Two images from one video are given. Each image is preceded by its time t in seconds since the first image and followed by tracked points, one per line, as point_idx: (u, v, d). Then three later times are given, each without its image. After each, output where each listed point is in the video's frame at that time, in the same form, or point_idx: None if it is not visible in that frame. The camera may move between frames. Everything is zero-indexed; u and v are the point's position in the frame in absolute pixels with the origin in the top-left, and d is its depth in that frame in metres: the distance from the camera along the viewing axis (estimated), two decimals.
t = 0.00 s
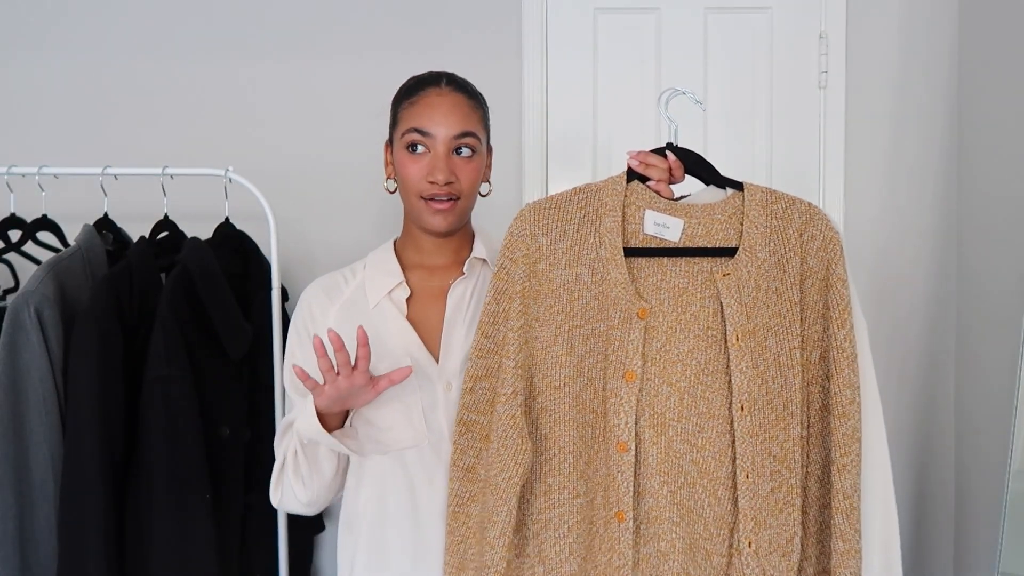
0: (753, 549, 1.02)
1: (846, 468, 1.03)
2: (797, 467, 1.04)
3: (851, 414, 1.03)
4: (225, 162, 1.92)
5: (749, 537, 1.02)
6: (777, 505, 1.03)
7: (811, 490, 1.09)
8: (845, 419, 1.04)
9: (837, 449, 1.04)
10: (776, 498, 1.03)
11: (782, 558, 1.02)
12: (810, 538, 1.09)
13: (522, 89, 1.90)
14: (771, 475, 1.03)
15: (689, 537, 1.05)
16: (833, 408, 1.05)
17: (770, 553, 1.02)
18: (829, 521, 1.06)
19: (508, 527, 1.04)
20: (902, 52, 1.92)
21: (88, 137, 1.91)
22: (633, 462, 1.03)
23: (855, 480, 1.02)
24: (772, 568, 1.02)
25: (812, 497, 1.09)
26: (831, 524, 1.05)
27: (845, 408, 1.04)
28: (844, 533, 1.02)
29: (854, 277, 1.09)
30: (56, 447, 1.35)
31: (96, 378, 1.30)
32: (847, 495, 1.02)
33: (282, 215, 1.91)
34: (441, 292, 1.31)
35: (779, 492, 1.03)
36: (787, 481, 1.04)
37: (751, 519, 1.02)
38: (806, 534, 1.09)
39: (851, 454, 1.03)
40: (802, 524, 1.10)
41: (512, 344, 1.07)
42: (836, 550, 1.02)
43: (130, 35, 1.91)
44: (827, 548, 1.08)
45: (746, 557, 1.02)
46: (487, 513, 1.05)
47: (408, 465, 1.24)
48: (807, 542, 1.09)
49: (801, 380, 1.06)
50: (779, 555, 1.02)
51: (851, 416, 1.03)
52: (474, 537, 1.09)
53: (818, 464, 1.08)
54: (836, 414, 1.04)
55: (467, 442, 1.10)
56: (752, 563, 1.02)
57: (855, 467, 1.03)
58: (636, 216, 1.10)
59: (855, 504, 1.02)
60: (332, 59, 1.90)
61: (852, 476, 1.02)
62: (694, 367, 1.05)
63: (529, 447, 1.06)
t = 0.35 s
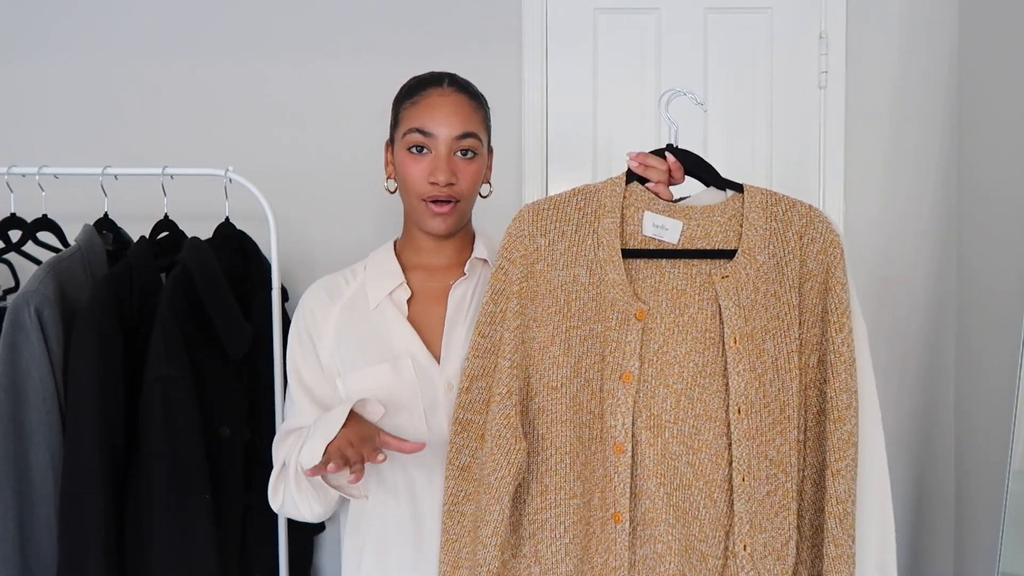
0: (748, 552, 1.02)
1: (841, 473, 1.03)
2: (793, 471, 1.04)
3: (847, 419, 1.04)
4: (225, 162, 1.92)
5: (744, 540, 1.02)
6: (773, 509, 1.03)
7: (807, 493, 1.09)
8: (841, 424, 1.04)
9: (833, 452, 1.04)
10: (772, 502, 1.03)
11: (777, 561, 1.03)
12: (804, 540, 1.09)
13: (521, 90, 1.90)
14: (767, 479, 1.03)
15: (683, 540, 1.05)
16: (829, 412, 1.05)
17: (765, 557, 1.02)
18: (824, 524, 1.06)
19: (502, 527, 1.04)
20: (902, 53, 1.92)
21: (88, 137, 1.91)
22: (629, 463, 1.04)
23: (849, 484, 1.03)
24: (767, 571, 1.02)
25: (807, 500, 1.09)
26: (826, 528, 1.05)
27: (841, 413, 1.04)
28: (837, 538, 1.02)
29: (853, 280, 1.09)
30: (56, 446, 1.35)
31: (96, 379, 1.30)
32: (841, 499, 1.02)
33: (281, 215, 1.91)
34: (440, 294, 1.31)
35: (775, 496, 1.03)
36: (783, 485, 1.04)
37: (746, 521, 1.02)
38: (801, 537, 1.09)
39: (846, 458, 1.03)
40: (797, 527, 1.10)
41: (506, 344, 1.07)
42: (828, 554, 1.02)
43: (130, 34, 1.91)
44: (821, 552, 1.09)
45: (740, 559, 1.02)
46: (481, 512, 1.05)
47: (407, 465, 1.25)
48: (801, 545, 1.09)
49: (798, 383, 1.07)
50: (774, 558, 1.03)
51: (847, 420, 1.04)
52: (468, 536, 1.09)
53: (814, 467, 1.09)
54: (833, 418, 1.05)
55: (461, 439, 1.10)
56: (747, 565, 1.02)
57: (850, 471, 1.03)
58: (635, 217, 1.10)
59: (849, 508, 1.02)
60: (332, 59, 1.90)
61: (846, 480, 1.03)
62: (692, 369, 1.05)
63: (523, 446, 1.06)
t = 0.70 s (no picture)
0: (752, 550, 1.02)
1: (846, 471, 1.03)
2: (797, 469, 1.04)
3: (852, 417, 1.04)
4: (225, 162, 1.92)
5: (749, 538, 1.02)
6: (777, 507, 1.03)
7: (811, 491, 1.09)
8: (845, 422, 1.04)
9: (837, 451, 1.04)
10: (776, 500, 1.03)
11: (781, 559, 1.03)
12: (809, 538, 1.09)
13: (522, 90, 1.90)
14: (771, 477, 1.03)
15: (688, 538, 1.05)
16: (832, 411, 1.05)
17: (770, 554, 1.02)
18: (828, 522, 1.06)
19: (510, 529, 1.04)
20: (903, 52, 1.92)
21: (88, 137, 1.92)
22: (635, 464, 1.03)
23: (853, 482, 1.03)
24: (772, 568, 1.02)
25: (811, 498, 1.09)
26: (831, 526, 1.05)
27: (845, 411, 1.04)
28: (843, 535, 1.02)
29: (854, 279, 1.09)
30: (56, 447, 1.35)
31: (96, 379, 1.30)
32: (846, 497, 1.02)
33: (282, 215, 1.91)
34: (440, 294, 1.31)
35: (780, 494, 1.03)
36: (787, 483, 1.04)
37: (751, 519, 1.02)
38: (806, 535, 1.09)
39: (850, 456, 1.03)
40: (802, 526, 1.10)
41: (509, 345, 1.07)
42: (834, 552, 1.02)
43: (130, 35, 1.91)
44: (826, 549, 1.09)
45: (744, 558, 1.02)
46: (488, 515, 1.05)
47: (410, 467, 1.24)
48: (807, 543, 1.09)
49: (801, 382, 1.06)
50: (779, 556, 1.03)
51: (852, 419, 1.04)
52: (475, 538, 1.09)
53: (818, 465, 1.09)
54: (837, 416, 1.05)
55: (466, 443, 1.10)
56: (752, 564, 1.02)
57: (854, 470, 1.03)
58: (637, 217, 1.10)
59: (854, 506, 1.02)
60: (332, 59, 1.91)
61: (851, 478, 1.02)
62: (694, 369, 1.05)
63: (529, 447, 1.06)
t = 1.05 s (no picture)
0: (753, 547, 1.02)
1: (845, 468, 1.03)
2: (798, 467, 1.04)
3: (851, 414, 1.04)
4: (225, 162, 1.92)
5: (750, 535, 1.02)
6: (778, 504, 1.03)
7: (812, 489, 1.09)
8: (845, 419, 1.04)
9: (837, 448, 1.04)
10: (778, 497, 1.03)
11: (782, 556, 1.02)
12: (809, 535, 1.09)
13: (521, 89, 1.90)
14: (772, 474, 1.03)
15: (689, 536, 1.05)
16: (832, 408, 1.05)
17: (771, 552, 1.02)
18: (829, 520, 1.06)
19: (509, 526, 1.04)
20: (902, 52, 1.92)
21: (87, 137, 1.92)
22: (635, 462, 1.03)
23: (853, 479, 1.02)
24: (773, 566, 1.02)
25: (812, 496, 1.09)
26: (831, 522, 1.05)
27: (844, 408, 1.04)
28: (842, 532, 1.02)
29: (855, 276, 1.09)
30: (56, 447, 1.35)
31: (96, 379, 1.30)
32: (846, 493, 1.02)
33: (282, 215, 1.91)
34: (441, 293, 1.31)
35: (781, 491, 1.03)
36: (789, 480, 1.04)
37: (752, 516, 1.02)
38: (807, 532, 1.09)
39: (850, 453, 1.03)
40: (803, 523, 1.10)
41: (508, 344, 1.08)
42: (834, 548, 1.02)
43: (129, 35, 1.91)
44: (825, 545, 1.09)
45: (746, 555, 1.02)
46: (487, 514, 1.05)
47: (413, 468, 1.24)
48: (807, 540, 1.09)
49: (802, 380, 1.06)
50: (780, 553, 1.02)
51: (851, 416, 1.04)
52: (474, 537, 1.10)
53: (818, 462, 1.09)
54: (836, 414, 1.05)
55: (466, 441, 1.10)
56: (752, 561, 1.02)
57: (853, 466, 1.03)
58: (637, 215, 1.10)
59: (856, 503, 1.02)
60: (332, 58, 1.91)
61: (851, 475, 1.02)
62: (696, 367, 1.05)
63: (528, 445, 1.06)
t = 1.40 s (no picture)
0: (755, 552, 1.02)
1: (850, 474, 1.03)
2: (801, 472, 1.04)
3: (857, 420, 1.04)
4: (225, 162, 1.92)
5: (752, 540, 1.02)
6: (781, 509, 1.03)
7: (815, 494, 1.09)
8: (850, 425, 1.04)
9: (843, 454, 1.04)
10: (780, 502, 1.03)
11: (784, 562, 1.03)
12: (812, 541, 1.09)
13: (522, 90, 1.90)
14: (775, 479, 1.03)
15: (691, 540, 1.05)
16: (838, 413, 1.05)
17: (772, 557, 1.02)
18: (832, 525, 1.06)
19: (510, 529, 1.04)
20: (903, 53, 1.92)
21: (88, 137, 1.91)
22: (637, 465, 1.03)
23: (859, 486, 1.03)
24: (774, 571, 1.02)
25: (816, 502, 1.09)
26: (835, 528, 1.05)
27: (850, 414, 1.04)
28: (848, 539, 1.02)
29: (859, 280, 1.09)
30: (56, 447, 1.35)
31: (96, 379, 1.30)
32: (851, 500, 1.02)
33: (282, 215, 1.91)
34: (442, 294, 1.32)
35: (783, 496, 1.04)
36: (791, 485, 1.04)
37: (754, 521, 1.02)
38: (810, 537, 1.09)
39: (855, 459, 1.03)
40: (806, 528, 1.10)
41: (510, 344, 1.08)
42: (840, 555, 1.03)
43: (130, 35, 1.91)
44: (829, 551, 1.09)
45: (748, 560, 1.02)
46: (489, 515, 1.05)
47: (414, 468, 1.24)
48: (810, 544, 1.09)
49: (805, 384, 1.06)
50: (782, 559, 1.03)
51: (857, 422, 1.04)
52: (475, 538, 1.09)
53: (822, 467, 1.09)
54: (841, 420, 1.05)
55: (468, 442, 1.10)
56: (755, 566, 1.02)
57: (859, 473, 1.03)
58: (642, 217, 1.10)
59: (861, 509, 1.02)
60: (332, 59, 1.90)
61: (856, 482, 1.03)
62: (699, 370, 1.05)
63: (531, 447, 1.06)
